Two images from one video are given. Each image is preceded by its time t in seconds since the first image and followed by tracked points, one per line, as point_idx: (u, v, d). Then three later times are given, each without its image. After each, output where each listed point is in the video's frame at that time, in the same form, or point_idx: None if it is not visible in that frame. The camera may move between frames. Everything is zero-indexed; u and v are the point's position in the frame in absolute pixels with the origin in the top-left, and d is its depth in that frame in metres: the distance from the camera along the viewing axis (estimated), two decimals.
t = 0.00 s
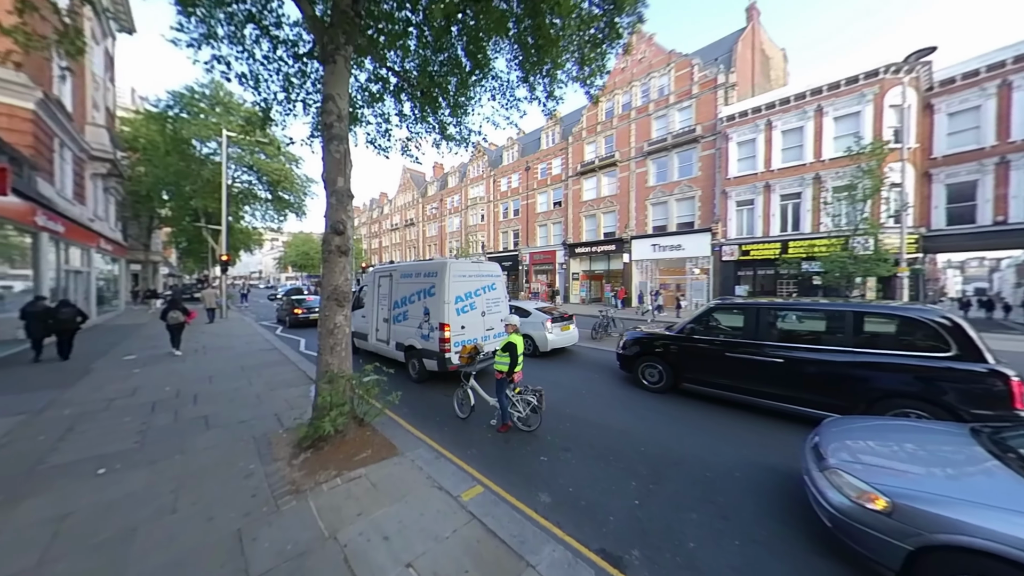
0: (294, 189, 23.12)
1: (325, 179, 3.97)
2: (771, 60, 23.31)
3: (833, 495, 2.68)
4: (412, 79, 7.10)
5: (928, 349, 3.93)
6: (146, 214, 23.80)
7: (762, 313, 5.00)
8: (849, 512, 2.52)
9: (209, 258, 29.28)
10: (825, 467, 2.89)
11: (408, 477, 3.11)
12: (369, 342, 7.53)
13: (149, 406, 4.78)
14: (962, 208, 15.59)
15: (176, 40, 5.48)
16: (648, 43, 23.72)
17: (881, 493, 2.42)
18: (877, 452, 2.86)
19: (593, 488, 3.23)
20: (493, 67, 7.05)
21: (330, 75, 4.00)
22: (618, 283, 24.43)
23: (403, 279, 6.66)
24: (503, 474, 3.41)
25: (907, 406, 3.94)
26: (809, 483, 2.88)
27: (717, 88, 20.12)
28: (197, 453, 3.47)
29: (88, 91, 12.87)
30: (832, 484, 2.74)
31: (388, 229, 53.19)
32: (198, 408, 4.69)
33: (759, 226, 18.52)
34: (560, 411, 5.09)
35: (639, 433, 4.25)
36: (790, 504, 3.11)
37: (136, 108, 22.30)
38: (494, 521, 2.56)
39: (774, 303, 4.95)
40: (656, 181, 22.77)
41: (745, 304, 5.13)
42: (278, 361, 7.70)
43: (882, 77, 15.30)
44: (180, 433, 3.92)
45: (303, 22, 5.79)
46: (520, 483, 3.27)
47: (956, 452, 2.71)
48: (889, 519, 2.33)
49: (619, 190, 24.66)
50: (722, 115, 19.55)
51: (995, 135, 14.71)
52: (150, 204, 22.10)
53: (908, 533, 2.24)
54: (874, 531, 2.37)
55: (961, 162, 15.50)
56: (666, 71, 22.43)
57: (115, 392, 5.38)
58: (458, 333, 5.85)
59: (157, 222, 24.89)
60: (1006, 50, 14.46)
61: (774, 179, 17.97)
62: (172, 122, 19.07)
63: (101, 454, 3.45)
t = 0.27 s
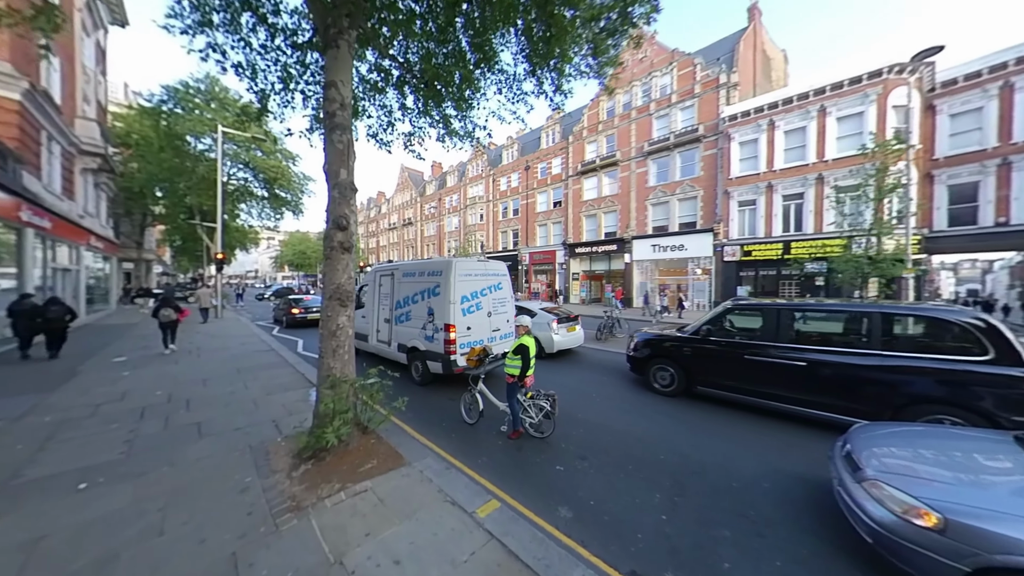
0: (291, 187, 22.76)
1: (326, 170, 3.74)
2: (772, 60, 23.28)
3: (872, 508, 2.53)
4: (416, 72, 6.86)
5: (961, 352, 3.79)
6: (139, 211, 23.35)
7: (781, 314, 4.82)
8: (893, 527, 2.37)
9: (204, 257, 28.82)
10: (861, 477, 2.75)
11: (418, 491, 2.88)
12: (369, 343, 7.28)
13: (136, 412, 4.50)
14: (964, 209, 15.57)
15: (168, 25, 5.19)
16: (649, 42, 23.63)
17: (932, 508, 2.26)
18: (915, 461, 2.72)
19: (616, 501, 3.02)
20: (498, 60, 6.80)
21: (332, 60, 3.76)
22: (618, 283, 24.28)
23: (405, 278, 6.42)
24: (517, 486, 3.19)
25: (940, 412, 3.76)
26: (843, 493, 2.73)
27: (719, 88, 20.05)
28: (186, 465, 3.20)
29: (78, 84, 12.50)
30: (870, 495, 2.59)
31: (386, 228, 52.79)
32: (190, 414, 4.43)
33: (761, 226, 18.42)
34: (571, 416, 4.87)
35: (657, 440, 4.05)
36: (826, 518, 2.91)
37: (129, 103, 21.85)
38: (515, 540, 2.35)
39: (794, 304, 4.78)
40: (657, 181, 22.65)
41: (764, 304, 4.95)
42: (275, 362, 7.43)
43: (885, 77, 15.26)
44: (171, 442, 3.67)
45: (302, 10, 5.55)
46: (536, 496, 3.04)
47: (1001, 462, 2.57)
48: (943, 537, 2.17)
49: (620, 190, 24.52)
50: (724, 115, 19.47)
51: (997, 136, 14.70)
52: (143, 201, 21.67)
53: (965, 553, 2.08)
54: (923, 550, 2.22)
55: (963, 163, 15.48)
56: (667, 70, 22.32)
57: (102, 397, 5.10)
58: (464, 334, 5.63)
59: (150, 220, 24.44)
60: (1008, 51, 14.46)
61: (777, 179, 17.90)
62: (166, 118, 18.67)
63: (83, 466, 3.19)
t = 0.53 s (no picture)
0: (287, 186, 22.37)
1: (327, 165, 3.52)
2: (772, 60, 23.24)
3: (919, 524, 2.36)
4: (419, 66, 6.63)
5: (995, 356, 3.63)
6: (131, 210, 22.86)
7: (802, 316, 4.67)
8: (945, 548, 2.20)
9: (198, 257, 28.31)
10: (902, 490, 2.57)
11: (432, 508, 2.68)
12: (370, 346, 7.04)
13: (126, 421, 4.25)
14: (964, 209, 15.57)
15: (158, 12, 4.92)
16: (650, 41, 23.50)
17: (993, 530, 2.08)
18: (958, 471, 2.55)
19: (642, 518, 2.82)
20: (504, 55, 6.57)
21: (334, 47, 3.53)
22: (618, 283, 24.14)
23: (408, 279, 6.20)
24: (536, 501, 2.99)
25: (974, 419, 3.61)
26: (885, 508, 2.55)
27: (720, 87, 19.95)
28: (177, 482, 2.95)
29: (66, 78, 12.12)
30: (916, 511, 2.41)
31: (383, 228, 52.35)
32: (182, 423, 4.17)
33: (763, 226, 18.34)
34: (584, 422, 4.68)
35: (677, 448, 3.87)
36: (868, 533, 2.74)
37: (120, 100, 21.38)
38: (541, 566, 2.16)
39: (815, 305, 4.62)
40: (657, 180, 22.53)
41: (783, 306, 4.80)
42: (272, 366, 7.17)
43: (887, 76, 15.22)
44: (162, 455, 3.42)
45: None
46: (557, 513, 2.84)
47: None
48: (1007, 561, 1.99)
49: (620, 189, 24.38)
50: (725, 114, 19.38)
51: (998, 135, 14.71)
52: (134, 199, 21.19)
53: None
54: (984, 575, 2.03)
55: (963, 163, 15.47)
56: (668, 69, 22.19)
57: (88, 404, 4.82)
58: (471, 337, 5.42)
59: (142, 218, 23.93)
60: (1008, 51, 14.46)
61: (778, 178, 17.83)
62: (158, 115, 18.25)
63: (64, 483, 2.93)
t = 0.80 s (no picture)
0: (283, 185, 22.01)
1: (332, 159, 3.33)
2: (769, 62, 23.35)
3: (964, 539, 2.16)
4: (423, 61, 6.46)
5: None
6: (121, 209, 22.35)
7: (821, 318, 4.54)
8: (995, 565, 1.99)
9: (191, 258, 27.77)
10: (943, 502, 2.38)
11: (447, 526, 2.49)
12: (371, 348, 6.82)
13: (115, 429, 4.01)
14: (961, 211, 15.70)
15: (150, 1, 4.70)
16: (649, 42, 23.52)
17: None
18: (1003, 482, 2.35)
19: (670, 533, 2.66)
20: (510, 50, 6.41)
21: (340, 35, 3.36)
22: (617, 284, 24.09)
23: (411, 280, 6.01)
24: (555, 515, 2.82)
25: (1003, 426, 3.49)
26: (925, 520, 2.36)
27: (719, 88, 20.00)
28: (171, 498, 2.74)
29: (53, 72, 11.77)
30: (960, 525, 2.22)
31: (379, 228, 51.93)
32: (176, 433, 3.94)
33: (762, 227, 18.38)
34: (597, 428, 4.53)
35: (697, 456, 3.73)
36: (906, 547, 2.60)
37: (110, 96, 20.88)
38: None
39: (835, 308, 4.49)
40: (656, 181, 22.52)
41: (800, 308, 4.68)
42: (269, 370, 6.92)
43: (886, 79, 15.33)
44: (154, 468, 3.20)
45: None
46: (579, 529, 2.67)
47: None
48: None
49: (619, 190, 24.34)
50: (724, 115, 19.43)
51: (993, 138, 14.84)
52: (125, 197, 20.71)
53: None
54: None
55: (960, 165, 15.60)
56: (667, 70, 22.20)
57: (75, 412, 4.56)
58: (478, 340, 5.24)
59: (133, 218, 23.43)
60: (1003, 55, 14.62)
61: (777, 179, 17.89)
62: (150, 111, 17.86)
63: (47, 501, 2.70)
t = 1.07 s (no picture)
0: (278, 183, 21.61)
1: (335, 151, 3.13)
2: (768, 62, 23.39)
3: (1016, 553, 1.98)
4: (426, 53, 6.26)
5: None
6: (111, 207, 21.79)
7: (841, 319, 4.41)
8: None
9: (182, 257, 27.20)
10: (991, 514, 2.19)
11: (465, 545, 2.31)
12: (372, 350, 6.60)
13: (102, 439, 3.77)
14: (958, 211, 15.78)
15: None
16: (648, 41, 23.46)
17: None
18: None
19: (703, 548, 2.50)
20: (516, 43, 6.24)
21: (344, 18, 3.15)
22: (616, 284, 24.01)
23: (414, 280, 5.81)
24: (578, 530, 2.65)
25: None
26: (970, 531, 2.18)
27: (719, 88, 19.99)
28: (164, 516, 2.52)
29: (39, 65, 11.40)
30: (1012, 537, 2.04)
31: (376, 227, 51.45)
32: (169, 442, 3.71)
33: (762, 227, 18.40)
34: (611, 433, 4.37)
35: (719, 463, 3.58)
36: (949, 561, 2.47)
37: (98, 91, 20.34)
38: None
39: (855, 308, 4.37)
40: (656, 181, 22.47)
41: (818, 309, 4.56)
42: (266, 373, 6.66)
43: (885, 79, 15.39)
44: (145, 482, 2.97)
45: None
46: (605, 545, 2.51)
47: None
48: None
49: (619, 189, 24.26)
50: (724, 115, 19.41)
51: (990, 139, 14.91)
52: (115, 195, 20.20)
53: None
54: None
55: (957, 166, 15.68)
56: (666, 70, 22.16)
57: (59, 420, 4.29)
58: (485, 342, 5.05)
59: (124, 216, 22.89)
60: (999, 56, 14.71)
61: (777, 179, 17.91)
62: (140, 107, 17.42)
63: (26, 522, 2.47)
